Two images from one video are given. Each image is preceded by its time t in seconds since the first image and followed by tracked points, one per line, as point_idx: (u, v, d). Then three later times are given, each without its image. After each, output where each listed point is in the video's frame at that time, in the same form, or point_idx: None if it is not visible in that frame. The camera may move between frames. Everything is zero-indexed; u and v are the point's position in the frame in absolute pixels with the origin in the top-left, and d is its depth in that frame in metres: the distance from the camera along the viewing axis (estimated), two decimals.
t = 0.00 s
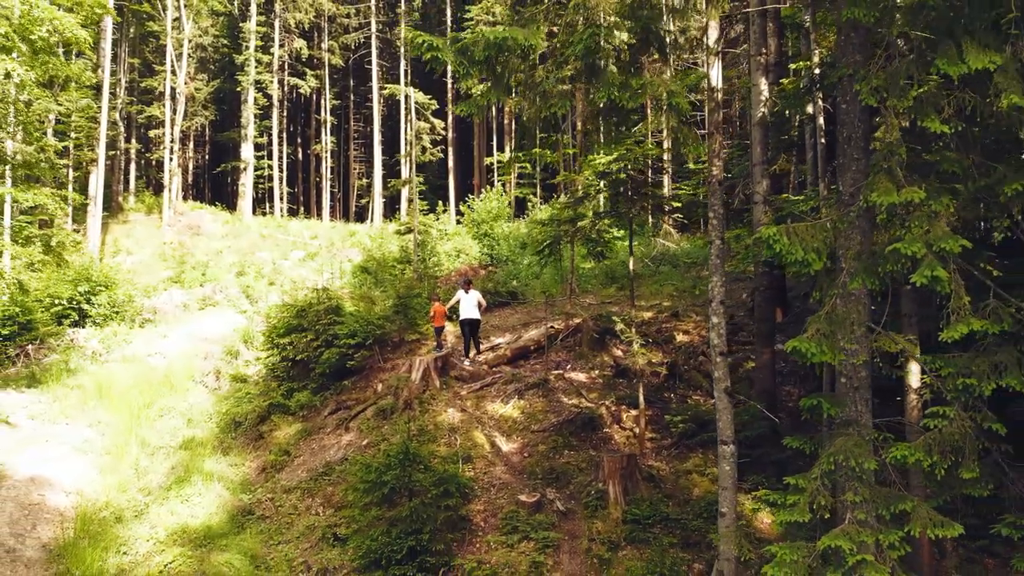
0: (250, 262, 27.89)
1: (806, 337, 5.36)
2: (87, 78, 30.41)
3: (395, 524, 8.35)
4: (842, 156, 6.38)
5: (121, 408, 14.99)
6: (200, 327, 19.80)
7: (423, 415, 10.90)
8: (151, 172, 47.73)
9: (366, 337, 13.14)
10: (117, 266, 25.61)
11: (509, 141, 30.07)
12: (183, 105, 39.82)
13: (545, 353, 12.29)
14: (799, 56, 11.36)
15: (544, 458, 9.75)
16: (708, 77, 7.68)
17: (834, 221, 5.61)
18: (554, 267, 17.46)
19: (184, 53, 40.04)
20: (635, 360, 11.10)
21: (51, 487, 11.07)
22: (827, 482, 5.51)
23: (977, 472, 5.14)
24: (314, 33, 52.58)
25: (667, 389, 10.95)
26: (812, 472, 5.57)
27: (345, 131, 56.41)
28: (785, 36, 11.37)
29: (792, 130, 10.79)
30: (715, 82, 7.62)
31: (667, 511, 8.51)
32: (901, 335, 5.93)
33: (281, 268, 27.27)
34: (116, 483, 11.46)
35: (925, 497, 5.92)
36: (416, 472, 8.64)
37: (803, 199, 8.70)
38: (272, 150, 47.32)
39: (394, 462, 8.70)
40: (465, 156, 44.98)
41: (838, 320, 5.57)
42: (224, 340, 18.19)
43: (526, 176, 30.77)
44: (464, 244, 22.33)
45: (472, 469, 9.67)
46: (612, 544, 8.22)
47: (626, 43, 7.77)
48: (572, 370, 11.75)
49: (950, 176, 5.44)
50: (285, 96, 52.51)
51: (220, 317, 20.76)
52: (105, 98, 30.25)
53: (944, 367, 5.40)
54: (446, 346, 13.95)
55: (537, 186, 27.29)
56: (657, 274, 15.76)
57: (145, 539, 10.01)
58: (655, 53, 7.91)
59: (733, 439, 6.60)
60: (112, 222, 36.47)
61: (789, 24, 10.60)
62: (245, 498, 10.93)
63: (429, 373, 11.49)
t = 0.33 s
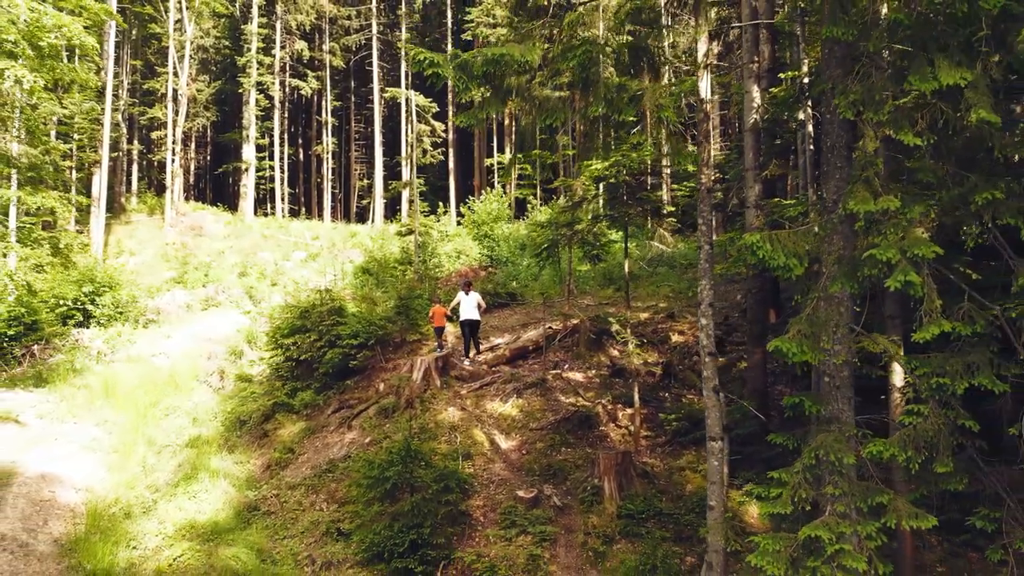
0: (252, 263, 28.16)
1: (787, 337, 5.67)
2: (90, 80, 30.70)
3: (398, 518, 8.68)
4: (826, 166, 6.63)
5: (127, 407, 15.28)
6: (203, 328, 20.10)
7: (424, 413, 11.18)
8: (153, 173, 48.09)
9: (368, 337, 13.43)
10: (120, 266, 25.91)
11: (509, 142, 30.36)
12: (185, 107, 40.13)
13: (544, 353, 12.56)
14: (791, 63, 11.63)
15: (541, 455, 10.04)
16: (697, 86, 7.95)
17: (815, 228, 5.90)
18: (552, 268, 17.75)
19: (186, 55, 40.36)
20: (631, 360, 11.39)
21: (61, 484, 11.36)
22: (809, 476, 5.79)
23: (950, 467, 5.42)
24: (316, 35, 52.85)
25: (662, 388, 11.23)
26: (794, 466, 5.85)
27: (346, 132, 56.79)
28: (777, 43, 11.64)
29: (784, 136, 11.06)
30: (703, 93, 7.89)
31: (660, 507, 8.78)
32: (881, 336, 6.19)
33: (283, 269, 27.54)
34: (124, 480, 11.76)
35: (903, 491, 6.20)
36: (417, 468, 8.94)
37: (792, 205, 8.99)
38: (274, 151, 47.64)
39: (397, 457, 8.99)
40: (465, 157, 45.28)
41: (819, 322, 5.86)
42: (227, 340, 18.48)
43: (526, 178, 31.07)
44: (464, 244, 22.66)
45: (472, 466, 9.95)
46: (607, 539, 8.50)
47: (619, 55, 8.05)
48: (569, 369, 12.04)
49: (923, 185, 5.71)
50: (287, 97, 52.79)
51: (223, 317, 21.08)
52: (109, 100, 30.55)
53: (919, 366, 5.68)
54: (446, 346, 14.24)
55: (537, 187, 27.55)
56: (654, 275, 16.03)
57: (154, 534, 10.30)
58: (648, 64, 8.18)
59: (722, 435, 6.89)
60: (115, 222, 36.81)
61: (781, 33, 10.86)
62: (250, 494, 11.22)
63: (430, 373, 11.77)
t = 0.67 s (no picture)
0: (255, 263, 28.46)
1: (772, 338, 5.98)
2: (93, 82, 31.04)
3: (400, 513, 9.03)
4: (810, 174, 6.75)
5: (133, 406, 15.58)
6: (207, 328, 20.39)
7: (426, 412, 11.46)
8: (155, 173, 48.43)
9: (371, 337, 13.71)
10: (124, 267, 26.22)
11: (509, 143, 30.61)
12: (187, 108, 40.46)
13: (542, 353, 12.82)
14: (784, 69, 11.87)
15: (539, 452, 10.32)
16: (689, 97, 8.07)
17: (799, 234, 6.18)
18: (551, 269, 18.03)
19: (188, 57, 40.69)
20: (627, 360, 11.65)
21: (71, 480, 11.66)
22: (792, 470, 6.07)
23: (928, 461, 5.69)
24: (317, 36, 53.16)
25: (657, 387, 11.48)
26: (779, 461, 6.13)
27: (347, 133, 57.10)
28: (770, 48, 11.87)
29: (777, 140, 11.30)
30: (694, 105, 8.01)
31: (655, 502, 9.03)
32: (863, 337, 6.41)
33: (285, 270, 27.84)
34: (132, 477, 12.07)
35: (884, 485, 6.47)
36: (418, 464, 9.26)
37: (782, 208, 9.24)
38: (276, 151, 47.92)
39: (399, 453, 9.33)
40: (466, 157, 45.57)
41: (800, 324, 6.18)
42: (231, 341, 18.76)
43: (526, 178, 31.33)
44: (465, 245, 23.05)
45: (472, 462, 10.24)
46: (603, 533, 8.78)
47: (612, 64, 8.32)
48: (567, 369, 12.31)
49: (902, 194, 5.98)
50: (288, 98, 53.14)
51: (226, 317, 21.41)
52: (112, 102, 30.90)
53: (897, 366, 5.96)
54: (447, 346, 14.55)
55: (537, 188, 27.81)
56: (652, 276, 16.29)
57: (162, 529, 10.60)
58: (643, 71, 8.44)
59: (711, 432, 7.19)
60: (117, 223, 37.18)
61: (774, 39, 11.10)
62: (256, 491, 11.50)
63: (431, 372, 12.01)
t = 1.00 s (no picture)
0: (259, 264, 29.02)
1: (744, 339, 6.55)
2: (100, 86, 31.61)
3: (405, 502, 9.72)
4: (783, 184, 7.20)
5: (145, 405, 16.15)
6: (214, 328, 20.96)
7: (428, 409, 12.01)
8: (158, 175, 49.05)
9: (375, 338, 14.23)
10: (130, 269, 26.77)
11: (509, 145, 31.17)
12: (192, 111, 41.04)
13: (540, 353, 13.34)
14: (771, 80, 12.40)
15: (535, 447, 10.88)
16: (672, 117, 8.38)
17: (770, 243, 6.74)
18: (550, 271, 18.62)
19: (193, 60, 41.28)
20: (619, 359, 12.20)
21: (90, 475, 12.23)
22: (764, 459, 6.63)
23: (887, 452, 6.24)
24: (319, 39, 53.77)
25: (648, 386, 12.03)
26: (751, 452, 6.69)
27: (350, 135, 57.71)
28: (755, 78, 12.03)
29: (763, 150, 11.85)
30: (676, 123, 8.33)
31: (644, 493, 9.55)
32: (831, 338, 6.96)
33: (289, 271, 28.41)
34: (148, 472, 12.64)
35: (851, 474, 7.02)
36: (421, 458, 9.85)
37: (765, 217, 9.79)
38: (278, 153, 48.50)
39: (402, 448, 9.94)
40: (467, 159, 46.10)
41: (771, 327, 6.74)
42: (239, 341, 19.31)
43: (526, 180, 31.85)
44: (466, 249, 23.99)
45: (471, 457, 10.81)
46: (594, 522, 9.35)
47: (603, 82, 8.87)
48: (563, 368, 12.85)
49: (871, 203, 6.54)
50: (291, 100, 53.75)
51: (233, 318, 22.01)
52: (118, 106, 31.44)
53: (859, 366, 6.52)
54: (448, 346, 15.12)
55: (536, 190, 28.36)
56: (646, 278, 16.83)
57: (178, 521, 11.17)
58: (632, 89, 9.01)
59: (693, 425, 7.79)
60: (123, 225, 37.82)
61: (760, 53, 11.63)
62: (266, 484, 12.05)
63: (433, 371, 12.53)
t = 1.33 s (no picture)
0: (266, 266, 29.89)
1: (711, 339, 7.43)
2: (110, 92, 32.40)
3: (411, 488, 10.63)
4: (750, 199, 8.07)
5: (162, 402, 17.03)
6: (225, 329, 21.87)
7: (432, 404, 12.86)
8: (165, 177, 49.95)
9: (382, 338, 15.11)
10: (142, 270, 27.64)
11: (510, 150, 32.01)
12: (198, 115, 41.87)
13: (537, 352, 14.17)
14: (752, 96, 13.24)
15: (531, 439, 11.77)
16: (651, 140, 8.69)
17: (735, 255, 7.60)
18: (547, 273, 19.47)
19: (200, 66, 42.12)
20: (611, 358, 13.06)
21: (116, 467, 13.14)
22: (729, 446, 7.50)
23: (838, 439, 7.11)
24: (323, 43, 54.62)
25: (637, 382, 12.89)
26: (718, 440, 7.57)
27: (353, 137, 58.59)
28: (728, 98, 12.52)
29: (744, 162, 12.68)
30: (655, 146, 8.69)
31: (631, 481, 10.41)
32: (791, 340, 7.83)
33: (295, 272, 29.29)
34: (169, 464, 13.52)
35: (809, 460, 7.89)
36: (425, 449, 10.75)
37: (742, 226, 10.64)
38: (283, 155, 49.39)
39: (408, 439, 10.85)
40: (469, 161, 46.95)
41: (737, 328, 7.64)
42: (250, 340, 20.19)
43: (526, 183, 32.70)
44: (468, 250, 24.59)
45: (472, 448, 11.68)
46: (584, 507, 10.24)
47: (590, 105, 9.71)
48: (558, 366, 13.71)
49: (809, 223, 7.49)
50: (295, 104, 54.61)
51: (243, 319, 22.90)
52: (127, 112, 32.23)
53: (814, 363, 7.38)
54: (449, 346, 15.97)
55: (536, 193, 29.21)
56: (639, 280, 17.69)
57: (200, 508, 12.04)
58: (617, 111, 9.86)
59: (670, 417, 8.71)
60: (132, 227, 38.73)
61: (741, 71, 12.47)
62: (281, 474, 12.93)
63: (436, 369, 13.38)
